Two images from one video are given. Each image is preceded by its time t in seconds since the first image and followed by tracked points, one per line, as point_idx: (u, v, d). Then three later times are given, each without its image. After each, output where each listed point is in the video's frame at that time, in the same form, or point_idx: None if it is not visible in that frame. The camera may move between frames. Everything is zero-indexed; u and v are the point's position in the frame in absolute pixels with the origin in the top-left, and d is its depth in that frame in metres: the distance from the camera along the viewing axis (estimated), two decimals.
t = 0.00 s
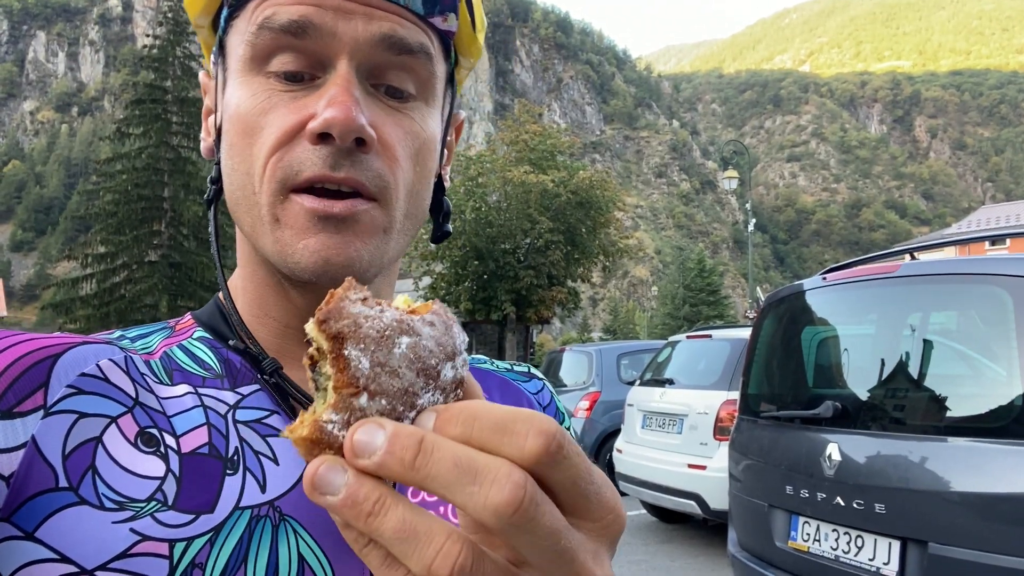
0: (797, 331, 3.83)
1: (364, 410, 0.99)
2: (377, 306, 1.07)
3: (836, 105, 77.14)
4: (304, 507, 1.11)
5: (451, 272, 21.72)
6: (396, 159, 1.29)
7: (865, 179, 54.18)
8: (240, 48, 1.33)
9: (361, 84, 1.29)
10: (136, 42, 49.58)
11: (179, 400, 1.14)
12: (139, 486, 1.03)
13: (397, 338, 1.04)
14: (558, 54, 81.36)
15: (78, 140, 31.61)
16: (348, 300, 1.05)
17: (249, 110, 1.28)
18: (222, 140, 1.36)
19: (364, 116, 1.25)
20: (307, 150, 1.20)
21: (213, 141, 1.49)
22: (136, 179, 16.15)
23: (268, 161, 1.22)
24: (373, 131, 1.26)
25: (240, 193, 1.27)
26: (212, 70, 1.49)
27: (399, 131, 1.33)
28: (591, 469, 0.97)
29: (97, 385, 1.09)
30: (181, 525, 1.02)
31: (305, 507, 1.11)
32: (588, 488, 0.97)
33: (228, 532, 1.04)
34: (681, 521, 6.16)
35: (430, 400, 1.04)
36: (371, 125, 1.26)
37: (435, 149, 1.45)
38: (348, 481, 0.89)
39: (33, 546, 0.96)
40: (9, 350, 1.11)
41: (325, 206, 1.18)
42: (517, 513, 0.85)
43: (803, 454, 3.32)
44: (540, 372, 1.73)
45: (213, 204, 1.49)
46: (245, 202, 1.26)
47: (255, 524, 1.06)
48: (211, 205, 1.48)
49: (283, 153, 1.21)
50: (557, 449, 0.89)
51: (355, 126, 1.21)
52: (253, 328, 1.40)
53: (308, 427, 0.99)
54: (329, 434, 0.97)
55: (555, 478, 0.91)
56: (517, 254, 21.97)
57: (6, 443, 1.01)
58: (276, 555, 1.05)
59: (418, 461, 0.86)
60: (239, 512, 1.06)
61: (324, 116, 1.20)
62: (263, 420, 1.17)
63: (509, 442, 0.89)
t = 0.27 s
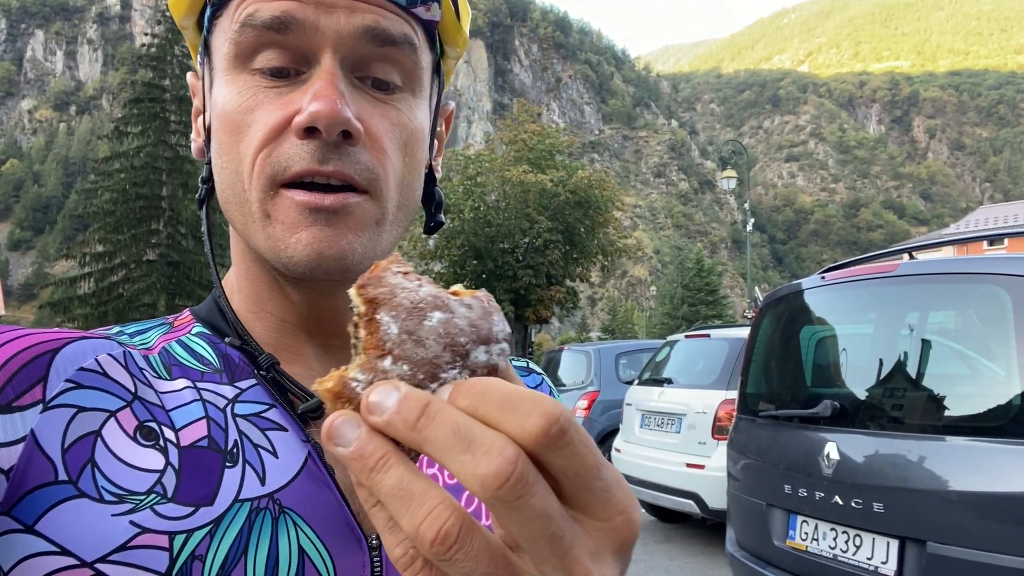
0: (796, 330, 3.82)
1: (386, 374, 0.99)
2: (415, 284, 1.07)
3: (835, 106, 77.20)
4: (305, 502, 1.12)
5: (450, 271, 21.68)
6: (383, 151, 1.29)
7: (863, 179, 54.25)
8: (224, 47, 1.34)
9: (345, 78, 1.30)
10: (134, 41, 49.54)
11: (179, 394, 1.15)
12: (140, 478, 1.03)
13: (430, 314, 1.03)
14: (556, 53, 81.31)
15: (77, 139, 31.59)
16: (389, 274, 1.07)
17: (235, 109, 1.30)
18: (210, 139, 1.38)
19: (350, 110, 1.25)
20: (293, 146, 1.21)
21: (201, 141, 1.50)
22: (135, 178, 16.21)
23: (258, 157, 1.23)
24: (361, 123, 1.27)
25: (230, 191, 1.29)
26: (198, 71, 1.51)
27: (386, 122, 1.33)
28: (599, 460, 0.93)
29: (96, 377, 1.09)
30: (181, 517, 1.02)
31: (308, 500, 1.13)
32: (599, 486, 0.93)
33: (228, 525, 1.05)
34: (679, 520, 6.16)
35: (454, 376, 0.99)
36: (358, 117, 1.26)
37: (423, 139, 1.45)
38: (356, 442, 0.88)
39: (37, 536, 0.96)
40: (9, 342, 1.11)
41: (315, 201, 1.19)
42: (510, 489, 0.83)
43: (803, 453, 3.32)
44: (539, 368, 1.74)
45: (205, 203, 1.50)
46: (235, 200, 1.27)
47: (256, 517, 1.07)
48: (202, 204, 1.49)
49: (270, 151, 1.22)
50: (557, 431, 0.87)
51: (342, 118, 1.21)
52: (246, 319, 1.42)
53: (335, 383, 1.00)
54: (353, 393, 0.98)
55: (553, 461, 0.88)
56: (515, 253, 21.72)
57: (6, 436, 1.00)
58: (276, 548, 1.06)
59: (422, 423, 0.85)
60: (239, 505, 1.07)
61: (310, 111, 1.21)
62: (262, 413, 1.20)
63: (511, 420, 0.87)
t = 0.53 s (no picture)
0: (795, 328, 3.83)
1: (500, 367, 1.05)
2: (554, 293, 1.14)
3: (835, 103, 77.05)
4: (308, 504, 1.16)
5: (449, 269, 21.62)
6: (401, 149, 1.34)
7: (864, 176, 54.17)
8: (233, 46, 1.34)
9: (365, 80, 1.33)
10: (134, 37, 49.55)
11: (181, 396, 1.19)
12: (141, 481, 1.06)
13: (560, 324, 1.09)
14: (556, 51, 81.22)
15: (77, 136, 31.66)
16: (533, 280, 1.16)
17: (247, 110, 1.30)
18: (213, 139, 1.38)
19: (376, 112, 1.29)
20: (320, 149, 1.24)
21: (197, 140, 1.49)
22: (134, 175, 16.21)
23: (282, 161, 1.25)
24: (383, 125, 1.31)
25: (247, 189, 1.30)
26: (191, 63, 1.49)
27: (401, 123, 1.38)
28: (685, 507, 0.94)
29: (99, 379, 1.12)
30: (184, 520, 1.06)
31: (310, 504, 1.16)
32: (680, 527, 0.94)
33: (231, 526, 1.08)
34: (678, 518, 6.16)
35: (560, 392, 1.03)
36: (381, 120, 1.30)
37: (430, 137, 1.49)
38: (456, 418, 0.93)
39: (39, 540, 0.99)
40: (10, 343, 1.14)
41: (347, 204, 1.23)
42: (584, 499, 0.86)
43: (801, 451, 3.32)
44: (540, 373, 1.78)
45: (208, 207, 1.49)
46: (252, 203, 1.29)
47: (258, 520, 1.11)
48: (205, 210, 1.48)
49: (296, 155, 1.24)
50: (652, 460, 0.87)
51: (369, 121, 1.25)
52: (248, 318, 1.45)
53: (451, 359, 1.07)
54: (467, 373, 1.05)
55: (638, 485, 0.89)
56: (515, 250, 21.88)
57: (7, 438, 1.03)
58: (278, 549, 1.10)
59: (515, 418, 0.89)
60: (242, 507, 1.11)
61: (338, 114, 1.24)
62: (265, 416, 1.24)
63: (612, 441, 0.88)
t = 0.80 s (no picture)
0: (792, 329, 3.82)
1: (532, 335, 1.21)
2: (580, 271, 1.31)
3: (831, 104, 77.25)
4: (306, 502, 1.16)
5: (446, 269, 21.71)
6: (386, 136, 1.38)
7: (860, 177, 54.31)
8: (205, 55, 1.35)
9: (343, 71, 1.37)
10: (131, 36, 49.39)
11: (178, 393, 1.20)
12: (140, 476, 1.07)
13: (584, 298, 1.25)
14: (553, 51, 81.29)
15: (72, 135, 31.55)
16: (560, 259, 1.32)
17: (232, 114, 1.32)
18: (195, 146, 1.40)
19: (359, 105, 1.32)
20: (309, 146, 1.26)
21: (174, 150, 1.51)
22: (130, 175, 16.15)
23: (271, 165, 1.27)
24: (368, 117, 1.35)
25: (238, 193, 1.32)
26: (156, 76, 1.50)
27: (380, 109, 1.42)
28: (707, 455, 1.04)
29: (95, 376, 1.13)
30: (182, 515, 1.06)
31: (309, 499, 1.16)
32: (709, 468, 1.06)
33: (228, 522, 1.09)
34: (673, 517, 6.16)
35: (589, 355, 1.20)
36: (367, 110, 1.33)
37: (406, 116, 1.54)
38: (491, 377, 1.09)
39: (39, 536, 0.99)
40: (4, 342, 1.13)
41: (343, 192, 1.26)
42: (613, 435, 0.97)
43: (798, 450, 3.33)
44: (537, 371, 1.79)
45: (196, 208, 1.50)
46: (244, 205, 1.31)
47: (257, 514, 1.12)
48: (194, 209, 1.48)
49: (285, 154, 1.26)
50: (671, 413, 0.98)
51: (354, 115, 1.28)
52: (240, 317, 1.45)
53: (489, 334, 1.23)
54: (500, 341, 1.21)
55: (664, 433, 1.00)
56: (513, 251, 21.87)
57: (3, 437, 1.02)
58: (276, 546, 1.10)
59: (548, 371, 1.02)
60: (240, 502, 1.11)
61: (326, 107, 1.26)
62: (262, 411, 1.24)
63: (635, 391, 1.00)
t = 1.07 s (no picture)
0: (789, 329, 3.81)
1: (531, 312, 1.22)
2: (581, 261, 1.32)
3: (829, 104, 77.31)
4: (293, 501, 1.16)
5: (445, 268, 21.82)
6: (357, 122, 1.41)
7: (858, 177, 54.37)
8: (154, 72, 1.33)
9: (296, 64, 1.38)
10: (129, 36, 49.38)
11: (163, 394, 1.20)
12: (124, 479, 1.07)
13: (581, 281, 1.25)
14: (551, 52, 81.35)
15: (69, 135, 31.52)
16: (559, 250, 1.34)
17: (199, 130, 1.31)
18: (161, 165, 1.38)
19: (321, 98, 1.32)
20: (279, 149, 1.26)
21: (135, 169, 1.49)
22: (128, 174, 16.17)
23: (244, 174, 1.27)
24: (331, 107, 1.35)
25: (217, 205, 1.32)
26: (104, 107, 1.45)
27: (339, 94, 1.43)
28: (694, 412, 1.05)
29: (80, 378, 1.13)
30: (168, 517, 1.06)
31: (296, 499, 1.16)
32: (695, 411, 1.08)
33: (214, 522, 1.09)
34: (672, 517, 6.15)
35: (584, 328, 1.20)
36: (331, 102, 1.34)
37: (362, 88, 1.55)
38: (491, 348, 1.09)
39: (21, 542, 0.99)
40: None
41: (330, 176, 1.28)
42: (601, 392, 0.98)
43: (796, 450, 3.32)
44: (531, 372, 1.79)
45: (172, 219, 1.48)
46: (225, 214, 1.31)
47: (242, 515, 1.12)
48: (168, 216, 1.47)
49: (258, 161, 1.26)
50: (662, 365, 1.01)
51: (317, 112, 1.27)
52: (224, 318, 1.45)
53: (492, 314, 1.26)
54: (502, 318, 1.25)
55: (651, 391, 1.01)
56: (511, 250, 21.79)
57: None
58: (262, 545, 1.10)
59: (543, 337, 1.03)
60: (225, 503, 1.11)
61: (296, 106, 1.27)
62: (244, 412, 1.23)
63: (623, 351, 1.02)
